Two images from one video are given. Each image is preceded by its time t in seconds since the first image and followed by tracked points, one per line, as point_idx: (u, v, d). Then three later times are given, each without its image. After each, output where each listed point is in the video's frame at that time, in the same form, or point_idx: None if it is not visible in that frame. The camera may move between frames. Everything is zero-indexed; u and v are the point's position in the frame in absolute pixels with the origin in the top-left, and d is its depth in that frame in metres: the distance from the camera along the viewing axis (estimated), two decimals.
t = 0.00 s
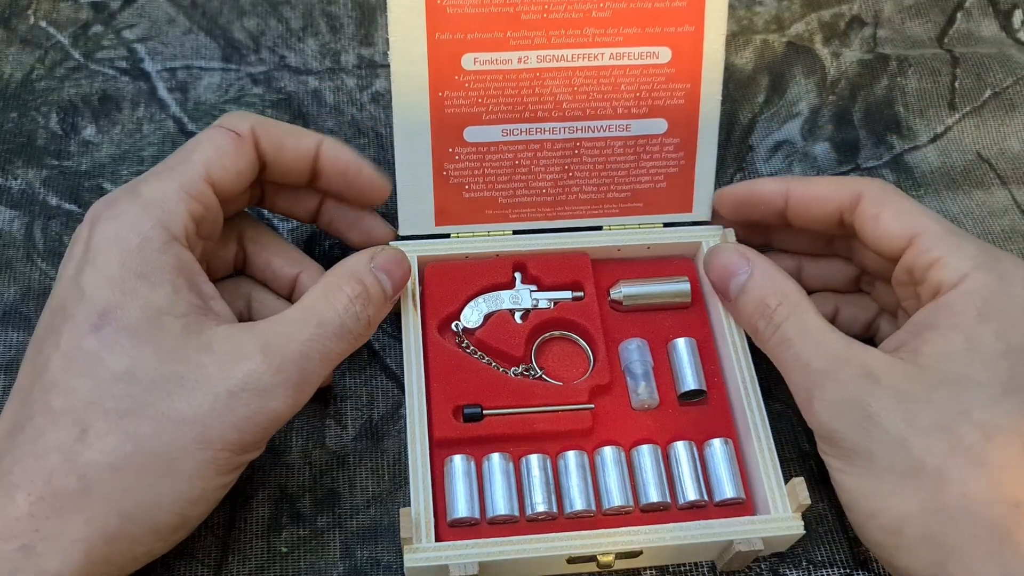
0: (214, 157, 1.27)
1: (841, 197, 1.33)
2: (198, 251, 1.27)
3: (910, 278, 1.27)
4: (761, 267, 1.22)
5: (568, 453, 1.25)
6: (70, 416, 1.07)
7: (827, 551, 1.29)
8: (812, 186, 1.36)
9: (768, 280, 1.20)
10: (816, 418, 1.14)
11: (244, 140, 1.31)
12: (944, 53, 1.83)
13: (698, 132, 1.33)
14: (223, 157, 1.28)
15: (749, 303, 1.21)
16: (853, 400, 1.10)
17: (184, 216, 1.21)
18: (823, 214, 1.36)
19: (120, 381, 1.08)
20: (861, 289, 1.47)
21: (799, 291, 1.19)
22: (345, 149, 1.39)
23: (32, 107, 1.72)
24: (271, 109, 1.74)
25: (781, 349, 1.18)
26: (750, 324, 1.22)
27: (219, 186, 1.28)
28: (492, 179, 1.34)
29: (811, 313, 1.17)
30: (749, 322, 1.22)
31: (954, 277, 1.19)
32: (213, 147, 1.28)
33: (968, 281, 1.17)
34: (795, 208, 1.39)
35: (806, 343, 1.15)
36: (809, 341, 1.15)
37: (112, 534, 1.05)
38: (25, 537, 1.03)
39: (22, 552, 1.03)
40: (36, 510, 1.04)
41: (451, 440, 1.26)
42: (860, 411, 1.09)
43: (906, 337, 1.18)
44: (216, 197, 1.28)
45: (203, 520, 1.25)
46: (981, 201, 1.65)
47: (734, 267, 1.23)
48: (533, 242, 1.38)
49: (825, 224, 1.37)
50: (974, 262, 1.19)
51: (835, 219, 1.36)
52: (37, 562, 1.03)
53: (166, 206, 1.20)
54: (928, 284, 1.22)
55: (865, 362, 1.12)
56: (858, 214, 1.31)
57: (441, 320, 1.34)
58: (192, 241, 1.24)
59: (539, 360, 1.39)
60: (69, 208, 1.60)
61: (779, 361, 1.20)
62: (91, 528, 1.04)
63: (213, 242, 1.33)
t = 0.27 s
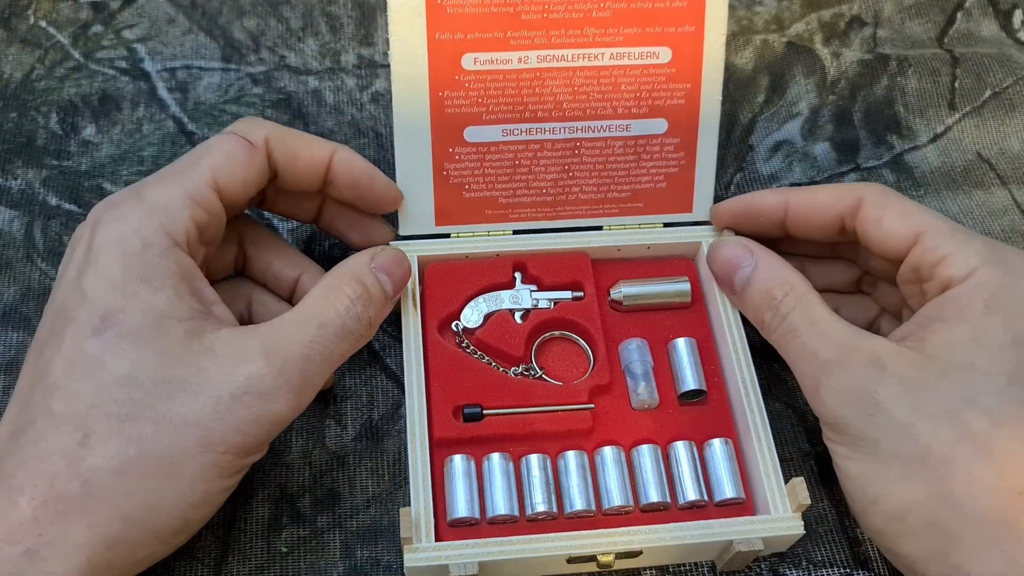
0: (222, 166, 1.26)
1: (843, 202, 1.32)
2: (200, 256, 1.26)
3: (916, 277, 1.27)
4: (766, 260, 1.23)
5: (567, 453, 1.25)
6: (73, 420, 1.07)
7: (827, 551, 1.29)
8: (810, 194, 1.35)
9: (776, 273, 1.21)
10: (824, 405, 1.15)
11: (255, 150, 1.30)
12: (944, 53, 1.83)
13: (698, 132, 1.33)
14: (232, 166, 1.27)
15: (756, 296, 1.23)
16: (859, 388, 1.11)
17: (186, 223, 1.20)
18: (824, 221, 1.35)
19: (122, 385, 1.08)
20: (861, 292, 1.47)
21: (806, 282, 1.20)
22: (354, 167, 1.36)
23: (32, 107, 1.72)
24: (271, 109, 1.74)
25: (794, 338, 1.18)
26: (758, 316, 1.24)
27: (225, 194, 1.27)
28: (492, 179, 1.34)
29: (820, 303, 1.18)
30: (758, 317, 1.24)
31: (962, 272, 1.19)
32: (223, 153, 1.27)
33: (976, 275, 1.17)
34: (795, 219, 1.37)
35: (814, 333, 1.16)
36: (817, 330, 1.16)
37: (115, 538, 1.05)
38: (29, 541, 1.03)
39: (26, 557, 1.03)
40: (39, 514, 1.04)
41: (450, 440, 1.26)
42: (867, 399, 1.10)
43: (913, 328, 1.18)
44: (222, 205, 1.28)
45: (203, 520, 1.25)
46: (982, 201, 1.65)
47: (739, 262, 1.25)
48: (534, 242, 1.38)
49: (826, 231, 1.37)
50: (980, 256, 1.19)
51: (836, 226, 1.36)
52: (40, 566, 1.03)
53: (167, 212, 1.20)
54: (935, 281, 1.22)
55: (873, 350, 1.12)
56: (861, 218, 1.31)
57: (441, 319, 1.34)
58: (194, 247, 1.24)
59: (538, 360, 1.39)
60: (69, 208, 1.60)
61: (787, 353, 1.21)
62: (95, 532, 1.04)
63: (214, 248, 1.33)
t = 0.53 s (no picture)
0: (231, 179, 1.25)
1: (843, 203, 1.32)
2: (201, 261, 1.27)
3: (916, 277, 1.27)
4: (767, 261, 1.23)
5: (567, 453, 1.25)
6: (69, 421, 1.07)
7: (826, 551, 1.29)
8: (810, 195, 1.35)
9: (776, 274, 1.22)
10: (824, 404, 1.14)
11: (269, 170, 1.28)
12: (944, 53, 1.83)
13: (698, 133, 1.33)
14: (241, 182, 1.26)
15: (756, 297, 1.23)
16: (860, 388, 1.11)
17: (187, 229, 1.20)
18: (824, 222, 1.35)
19: (120, 386, 1.07)
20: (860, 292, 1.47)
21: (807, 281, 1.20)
22: (365, 203, 1.32)
23: (32, 107, 1.72)
24: (271, 109, 1.74)
25: (796, 337, 1.18)
26: (759, 316, 1.24)
27: (230, 206, 1.27)
28: (492, 179, 1.34)
29: (822, 303, 1.18)
30: (758, 316, 1.24)
31: (963, 273, 1.19)
32: (235, 165, 1.26)
33: (978, 275, 1.17)
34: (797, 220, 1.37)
35: (814, 333, 1.16)
36: (817, 330, 1.16)
37: (114, 538, 1.05)
38: (25, 541, 1.03)
39: (21, 556, 1.03)
40: (36, 515, 1.04)
41: (450, 440, 1.26)
42: (868, 399, 1.10)
43: (914, 328, 1.18)
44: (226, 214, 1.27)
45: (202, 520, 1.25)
46: (982, 201, 1.65)
47: (739, 261, 1.25)
48: (534, 243, 1.38)
49: (827, 233, 1.37)
50: (982, 256, 1.19)
51: (836, 227, 1.35)
52: (38, 567, 1.03)
53: (167, 215, 1.19)
54: (935, 281, 1.22)
55: (874, 349, 1.12)
56: (862, 219, 1.31)
57: (441, 319, 1.34)
58: (194, 254, 1.24)
59: (538, 360, 1.39)
60: (69, 208, 1.60)
61: (787, 353, 1.21)
62: (93, 533, 1.04)
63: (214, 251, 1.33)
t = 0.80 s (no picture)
0: (241, 185, 1.25)
1: (842, 205, 1.32)
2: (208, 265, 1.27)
3: (915, 277, 1.26)
4: (765, 260, 1.23)
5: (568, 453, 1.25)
6: (77, 420, 1.06)
7: (826, 551, 1.29)
8: (810, 196, 1.35)
9: (774, 273, 1.21)
10: (821, 405, 1.14)
11: (278, 177, 1.28)
12: (944, 53, 1.83)
13: (698, 132, 1.33)
14: (250, 189, 1.26)
15: (753, 296, 1.23)
16: (858, 389, 1.11)
17: (196, 233, 1.20)
18: (824, 224, 1.35)
19: (130, 387, 1.07)
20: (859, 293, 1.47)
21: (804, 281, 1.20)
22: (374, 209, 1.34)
23: (32, 107, 1.72)
24: (271, 109, 1.74)
25: (791, 337, 1.18)
26: (755, 315, 1.24)
27: (238, 210, 1.27)
28: (492, 179, 1.34)
29: (817, 304, 1.18)
30: (755, 315, 1.24)
31: (961, 272, 1.19)
32: (244, 172, 1.26)
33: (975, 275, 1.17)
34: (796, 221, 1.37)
35: (811, 333, 1.16)
36: (814, 331, 1.16)
37: (118, 537, 1.05)
38: (30, 541, 1.03)
39: (26, 556, 1.03)
40: (40, 514, 1.04)
41: (450, 440, 1.26)
42: (864, 401, 1.10)
43: (912, 327, 1.17)
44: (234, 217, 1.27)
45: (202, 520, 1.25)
46: (982, 201, 1.65)
47: (738, 261, 1.25)
48: (534, 243, 1.38)
49: (825, 235, 1.37)
50: (980, 256, 1.19)
51: (835, 229, 1.35)
52: (40, 565, 1.03)
53: (176, 219, 1.19)
54: (934, 281, 1.22)
55: (871, 351, 1.12)
56: (861, 220, 1.31)
57: (441, 320, 1.34)
58: (200, 257, 1.23)
59: (539, 360, 1.39)
60: (69, 208, 1.60)
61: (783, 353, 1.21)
62: (96, 532, 1.04)
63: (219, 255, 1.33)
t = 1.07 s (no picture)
0: (235, 187, 1.25)
1: (842, 205, 1.32)
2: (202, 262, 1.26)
3: (917, 277, 1.26)
4: (766, 259, 1.23)
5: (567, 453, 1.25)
6: (72, 412, 1.06)
7: (827, 551, 1.29)
8: (810, 197, 1.34)
9: (776, 272, 1.21)
10: (824, 404, 1.14)
11: (273, 180, 1.28)
12: (944, 53, 1.83)
13: (698, 133, 1.33)
14: (244, 190, 1.26)
15: (754, 295, 1.23)
16: (859, 386, 1.11)
17: (189, 230, 1.20)
18: (824, 225, 1.35)
19: (123, 378, 1.07)
20: (859, 292, 1.47)
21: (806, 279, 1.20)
22: (370, 214, 1.33)
23: (32, 106, 1.71)
24: (271, 109, 1.74)
25: (794, 336, 1.18)
26: (757, 314, 1.24)
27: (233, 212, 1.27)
28: (493, 179, 1.34)
29: (820, 302, 1.18)
30: (757, 313, 1.24)
31: (963, 271, 1.19)
32: (240, 172, 1.26)
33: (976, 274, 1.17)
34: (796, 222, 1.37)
35: (813, 331, 1.16)
36: (816, 329, 1.16)
37: (116, 531, 1.05)
38: (25, 535, 1.03)
39: (21, 550, 1.02)
40: (38, 508, 1.03)
41: (450, 440, 1.26)
42: (867, 398, 1.10)
43: (914, 326, 1.18)
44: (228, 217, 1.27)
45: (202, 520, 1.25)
46: (982, 201, 1.65)
47: (740, 259, 1.25)
48: (535, 242, 1.37)
49: (826, 236, 1.37)
50: (981, 255, 1.19)
51: (836, 229, 1.35)
52: (36, 560, 1.02)
53: (168, 216, 1.19)
54: (935, 279, 1.22)
55: (873, 349, 1.12)
56: (861, 220, 1.31)
57: (441, 319, 1.34)
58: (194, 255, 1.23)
59: (539, 360, 1.39)
60: (69, 208, 1.60)
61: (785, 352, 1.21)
62: (95, 526, 1.03)
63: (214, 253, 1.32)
